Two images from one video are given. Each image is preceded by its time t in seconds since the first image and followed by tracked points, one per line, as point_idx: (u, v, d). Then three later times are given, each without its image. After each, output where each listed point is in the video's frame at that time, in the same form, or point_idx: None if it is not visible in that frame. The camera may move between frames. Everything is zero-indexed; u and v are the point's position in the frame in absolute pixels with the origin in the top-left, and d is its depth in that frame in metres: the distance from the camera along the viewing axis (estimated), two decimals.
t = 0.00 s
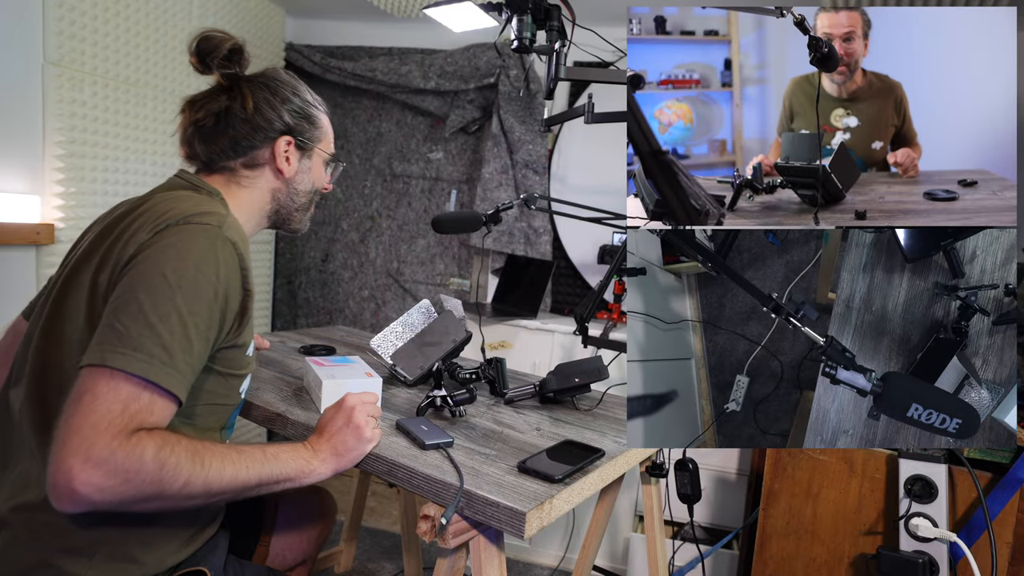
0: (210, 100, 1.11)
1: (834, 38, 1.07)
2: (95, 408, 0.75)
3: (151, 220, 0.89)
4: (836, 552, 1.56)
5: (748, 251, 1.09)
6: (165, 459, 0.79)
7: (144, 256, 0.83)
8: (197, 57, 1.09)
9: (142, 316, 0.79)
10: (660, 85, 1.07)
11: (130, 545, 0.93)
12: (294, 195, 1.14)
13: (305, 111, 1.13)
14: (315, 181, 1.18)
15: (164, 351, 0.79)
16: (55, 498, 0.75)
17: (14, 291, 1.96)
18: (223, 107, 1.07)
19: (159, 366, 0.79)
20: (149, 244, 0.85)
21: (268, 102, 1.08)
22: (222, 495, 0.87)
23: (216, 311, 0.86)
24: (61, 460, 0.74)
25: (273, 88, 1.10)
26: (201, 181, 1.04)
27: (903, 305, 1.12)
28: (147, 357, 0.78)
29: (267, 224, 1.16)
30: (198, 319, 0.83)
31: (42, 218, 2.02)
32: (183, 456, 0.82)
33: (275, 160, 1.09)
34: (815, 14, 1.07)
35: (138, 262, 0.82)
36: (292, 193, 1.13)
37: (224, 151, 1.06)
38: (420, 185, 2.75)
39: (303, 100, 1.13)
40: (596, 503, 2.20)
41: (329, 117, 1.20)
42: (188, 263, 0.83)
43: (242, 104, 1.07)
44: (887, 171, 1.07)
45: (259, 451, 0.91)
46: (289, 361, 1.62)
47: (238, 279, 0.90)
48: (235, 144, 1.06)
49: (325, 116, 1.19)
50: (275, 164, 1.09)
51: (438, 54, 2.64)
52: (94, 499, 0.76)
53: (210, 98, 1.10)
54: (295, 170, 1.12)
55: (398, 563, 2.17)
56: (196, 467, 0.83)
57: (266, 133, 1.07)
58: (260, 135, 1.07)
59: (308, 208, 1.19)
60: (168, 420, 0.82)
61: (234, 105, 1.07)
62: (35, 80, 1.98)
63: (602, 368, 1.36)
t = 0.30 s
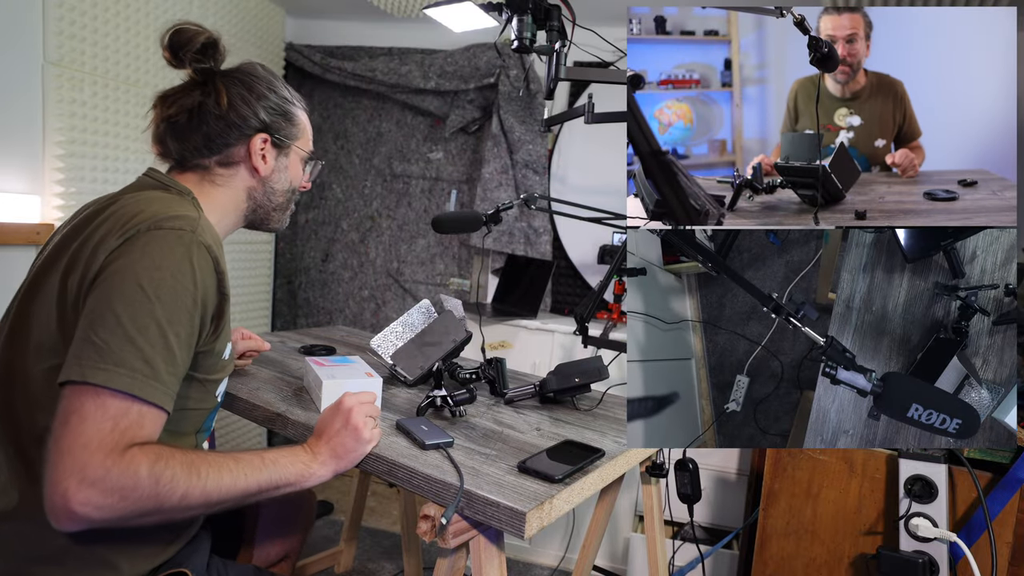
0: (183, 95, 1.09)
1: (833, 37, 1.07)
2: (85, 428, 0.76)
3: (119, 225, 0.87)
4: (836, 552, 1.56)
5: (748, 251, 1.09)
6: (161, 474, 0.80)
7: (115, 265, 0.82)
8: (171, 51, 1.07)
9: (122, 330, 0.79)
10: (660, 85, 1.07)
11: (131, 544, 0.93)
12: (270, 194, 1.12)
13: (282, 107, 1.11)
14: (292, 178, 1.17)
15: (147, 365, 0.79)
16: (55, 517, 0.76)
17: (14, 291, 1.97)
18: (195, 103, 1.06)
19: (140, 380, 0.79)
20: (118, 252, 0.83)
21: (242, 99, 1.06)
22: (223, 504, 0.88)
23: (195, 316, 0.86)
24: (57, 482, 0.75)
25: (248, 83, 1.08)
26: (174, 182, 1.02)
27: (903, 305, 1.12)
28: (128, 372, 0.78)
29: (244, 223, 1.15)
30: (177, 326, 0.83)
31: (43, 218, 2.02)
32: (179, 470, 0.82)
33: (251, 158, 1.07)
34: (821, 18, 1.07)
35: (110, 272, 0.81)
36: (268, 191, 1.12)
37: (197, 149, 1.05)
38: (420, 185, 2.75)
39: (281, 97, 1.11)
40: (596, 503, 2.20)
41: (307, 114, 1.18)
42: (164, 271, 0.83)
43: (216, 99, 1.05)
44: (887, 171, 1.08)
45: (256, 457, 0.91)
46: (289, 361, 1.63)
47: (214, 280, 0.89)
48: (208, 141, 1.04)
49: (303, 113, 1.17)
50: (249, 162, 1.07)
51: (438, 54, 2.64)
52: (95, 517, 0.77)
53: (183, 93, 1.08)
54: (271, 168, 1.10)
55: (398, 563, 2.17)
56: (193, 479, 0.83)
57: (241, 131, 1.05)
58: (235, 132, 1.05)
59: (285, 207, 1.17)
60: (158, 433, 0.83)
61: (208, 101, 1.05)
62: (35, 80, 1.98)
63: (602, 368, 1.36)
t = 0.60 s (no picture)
0: (153, 82, 1.05)
1: (833, 37, 1.07)
2: (76, 439, 0.76)
3: (87, 224, 0.85)
4: (836, 552, 1.56)
5: (748, 251, 1.09)
6: (162, 482, 0.81)
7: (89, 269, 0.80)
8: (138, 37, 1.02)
9: (106, 337, 0.78)
10: (660, 85, 1.07)
11: (133, 543, 0.93)
12: (249, 184, 1.09)
13: (257, 94, 1.08)
14: (272, 166, 1.14)
15: (131, 368, 0.79)
16: (57, 527, 0.77)
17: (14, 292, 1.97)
18: (166, 91, 1.02)
19: (126, 385, 0.78)
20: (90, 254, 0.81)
21: (216, 86, 1.03)
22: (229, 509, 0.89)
23: (173, 313, 0.84)
24: (57, 494, 0.75)
25: (220, 69, 1.05)
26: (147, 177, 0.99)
27: (903, 305, 1.12)
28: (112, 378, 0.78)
29: (221, 214, 1.11)
30: (158, 325, 0.82)
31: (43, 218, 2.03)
32: (180, 477, 0.83)
33: (226, 147, 1.04)
34: (821, 16, 1.07)
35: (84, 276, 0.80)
36: (246, 181, 1.09)
37: (170, 138, 1.01)
38: (420, 185, 2.75)
39: (257, 83, 1.08)
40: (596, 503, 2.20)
41: (286, 100, 1.15)
42: (140, 270, 0.81)
43: (187, 87, 1.01)
44: (888, 171, 1.08)
45: (258, 463, 0.91)
46: (290, 361, 1.63)
47: (190, 275, 0.88)
48: (180, 130, 1.01)
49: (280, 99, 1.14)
50: (226, 151, 1.05)
51: (438, 54, 2.64)
52: (98, 527, 0.78)
53: (154, 80, 1.05)
54: (248, 157, 1.07)
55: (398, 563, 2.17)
56: (194, 486, 0.84)
57: (216, 119, 1.02)
58: (208, 123, 1.02)
59: (265, 195, 1.14)
60: (153, 436, 0.83)
61: (180, 89, 1.02)
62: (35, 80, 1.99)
63: (602, 368, 1.36)
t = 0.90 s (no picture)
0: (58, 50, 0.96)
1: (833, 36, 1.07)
2: (53, 431, 0.73)
3: (14, 219, 0.84)
4: (836, 552, 1.56)
5: (748, 251, 1.09)
6: (158, 461, 0.77)
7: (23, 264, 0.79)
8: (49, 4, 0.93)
9: (63, 326, 0.76)
10: (660, 85, 1.07)
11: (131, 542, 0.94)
12: (176, 154, 1.01)
13: (175, 54, 0.97)
14: (205, 136, 1.05)
15: (93, 355, 0.76)
16: (56, 527, 0.74)
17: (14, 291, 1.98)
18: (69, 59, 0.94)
19: (94, 371, 0.76)
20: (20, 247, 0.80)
21: (117, 51, 0.92)
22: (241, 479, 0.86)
23: (121, 290, 0.82)
24: (45, 492, 0.72)
25: (127, 29, 0.94)
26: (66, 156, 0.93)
27: (904, 305, 1.12)
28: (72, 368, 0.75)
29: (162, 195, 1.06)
30: (112, 310, 0.80)
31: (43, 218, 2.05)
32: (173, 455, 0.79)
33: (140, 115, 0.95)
34: (822, 12, 1.07)
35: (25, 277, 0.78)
36: (172, 151, 1.00)
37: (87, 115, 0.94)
38: (420, 185, 2.75)
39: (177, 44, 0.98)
40: (596, 503, 2.20)
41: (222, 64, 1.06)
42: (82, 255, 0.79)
43: (85, 52, 0.92)
44: (888, 171, 1.08)
45: (255, 433, 0.87)
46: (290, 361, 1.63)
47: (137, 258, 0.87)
48: (93, 105, 0.93)
49: (204, 56, 1.02)
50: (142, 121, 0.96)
51: (438, 54, 2.64)
52: (103, 517, 0.75)
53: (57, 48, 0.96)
54: (169, 125, 0.98)
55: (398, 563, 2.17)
56: (193, 463, 0.80)
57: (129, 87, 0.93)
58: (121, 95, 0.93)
59: (200, 164, 1.06)
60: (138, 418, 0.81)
61: (80, 56, 0.93)
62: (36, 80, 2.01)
63: (602, 368, 1.36)
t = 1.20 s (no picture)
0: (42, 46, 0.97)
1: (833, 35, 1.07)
2: (127, 381, 0.68)
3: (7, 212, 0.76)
4: (836, 552, 1.56)
5: (748, 251, 1.09)
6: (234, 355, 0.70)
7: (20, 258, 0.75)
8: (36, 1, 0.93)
9: (77, 290, 0.70)
10: (660, 85, 1.07)
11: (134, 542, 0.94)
12: (161, 154, 0.99)
13: (158, 49, 0.97)
14: (191, 135, 1.04)
15: (128, 308, 0.70)
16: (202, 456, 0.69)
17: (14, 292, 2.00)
18: (52, 56, 0.95)
19: (124, 316, 0.69)
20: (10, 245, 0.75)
21: (95, 45, 0.93)
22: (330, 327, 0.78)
23: (127, 248, 0.75)
24: (162, 430, 0.67)
25: (106, 23, 0.94)
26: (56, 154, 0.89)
27: (904, 305, 1.12)
28: (98, 334, 0.69)
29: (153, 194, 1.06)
30: (133, 264, 0.73)
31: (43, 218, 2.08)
32: (228, 348, 0.71)
33: (121, 112, 0.94)
34: (819, 13, 1.07)
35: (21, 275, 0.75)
36: (157, 151, 0.99)
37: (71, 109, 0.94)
38: (420, 184, 2.75)
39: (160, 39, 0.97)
40: (596, 503, 2.20)
41: (208, 63, 1.05)
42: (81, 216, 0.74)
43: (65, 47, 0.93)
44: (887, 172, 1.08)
45: (308, 289, 0.78)
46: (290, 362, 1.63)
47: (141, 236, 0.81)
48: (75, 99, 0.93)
49: (189, 53, 1.01)
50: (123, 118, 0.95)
51: (438, 54, 2.64)
52: (229, 421, 0.70)
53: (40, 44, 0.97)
54: (151, 122, 0.97)
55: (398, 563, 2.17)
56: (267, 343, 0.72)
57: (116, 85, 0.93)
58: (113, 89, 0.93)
59: (187, 164, 1.04)
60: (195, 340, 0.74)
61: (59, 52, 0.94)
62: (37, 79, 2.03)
63: (602, 368, 1.36)
